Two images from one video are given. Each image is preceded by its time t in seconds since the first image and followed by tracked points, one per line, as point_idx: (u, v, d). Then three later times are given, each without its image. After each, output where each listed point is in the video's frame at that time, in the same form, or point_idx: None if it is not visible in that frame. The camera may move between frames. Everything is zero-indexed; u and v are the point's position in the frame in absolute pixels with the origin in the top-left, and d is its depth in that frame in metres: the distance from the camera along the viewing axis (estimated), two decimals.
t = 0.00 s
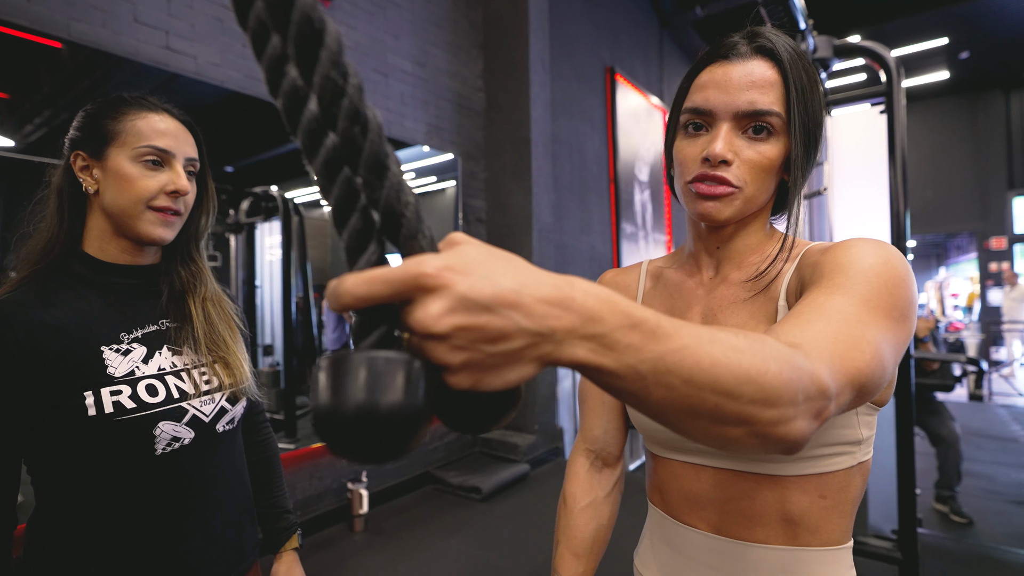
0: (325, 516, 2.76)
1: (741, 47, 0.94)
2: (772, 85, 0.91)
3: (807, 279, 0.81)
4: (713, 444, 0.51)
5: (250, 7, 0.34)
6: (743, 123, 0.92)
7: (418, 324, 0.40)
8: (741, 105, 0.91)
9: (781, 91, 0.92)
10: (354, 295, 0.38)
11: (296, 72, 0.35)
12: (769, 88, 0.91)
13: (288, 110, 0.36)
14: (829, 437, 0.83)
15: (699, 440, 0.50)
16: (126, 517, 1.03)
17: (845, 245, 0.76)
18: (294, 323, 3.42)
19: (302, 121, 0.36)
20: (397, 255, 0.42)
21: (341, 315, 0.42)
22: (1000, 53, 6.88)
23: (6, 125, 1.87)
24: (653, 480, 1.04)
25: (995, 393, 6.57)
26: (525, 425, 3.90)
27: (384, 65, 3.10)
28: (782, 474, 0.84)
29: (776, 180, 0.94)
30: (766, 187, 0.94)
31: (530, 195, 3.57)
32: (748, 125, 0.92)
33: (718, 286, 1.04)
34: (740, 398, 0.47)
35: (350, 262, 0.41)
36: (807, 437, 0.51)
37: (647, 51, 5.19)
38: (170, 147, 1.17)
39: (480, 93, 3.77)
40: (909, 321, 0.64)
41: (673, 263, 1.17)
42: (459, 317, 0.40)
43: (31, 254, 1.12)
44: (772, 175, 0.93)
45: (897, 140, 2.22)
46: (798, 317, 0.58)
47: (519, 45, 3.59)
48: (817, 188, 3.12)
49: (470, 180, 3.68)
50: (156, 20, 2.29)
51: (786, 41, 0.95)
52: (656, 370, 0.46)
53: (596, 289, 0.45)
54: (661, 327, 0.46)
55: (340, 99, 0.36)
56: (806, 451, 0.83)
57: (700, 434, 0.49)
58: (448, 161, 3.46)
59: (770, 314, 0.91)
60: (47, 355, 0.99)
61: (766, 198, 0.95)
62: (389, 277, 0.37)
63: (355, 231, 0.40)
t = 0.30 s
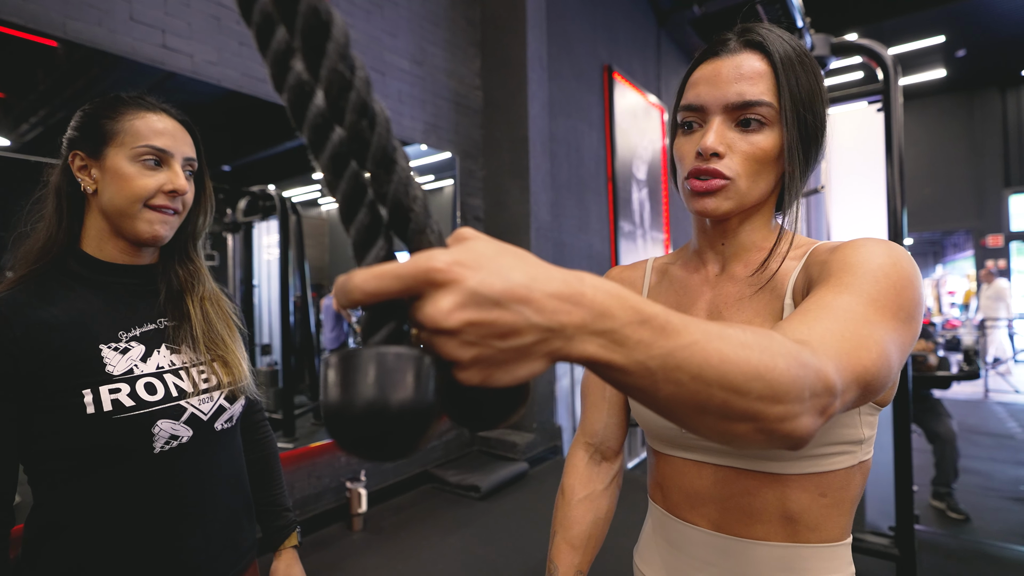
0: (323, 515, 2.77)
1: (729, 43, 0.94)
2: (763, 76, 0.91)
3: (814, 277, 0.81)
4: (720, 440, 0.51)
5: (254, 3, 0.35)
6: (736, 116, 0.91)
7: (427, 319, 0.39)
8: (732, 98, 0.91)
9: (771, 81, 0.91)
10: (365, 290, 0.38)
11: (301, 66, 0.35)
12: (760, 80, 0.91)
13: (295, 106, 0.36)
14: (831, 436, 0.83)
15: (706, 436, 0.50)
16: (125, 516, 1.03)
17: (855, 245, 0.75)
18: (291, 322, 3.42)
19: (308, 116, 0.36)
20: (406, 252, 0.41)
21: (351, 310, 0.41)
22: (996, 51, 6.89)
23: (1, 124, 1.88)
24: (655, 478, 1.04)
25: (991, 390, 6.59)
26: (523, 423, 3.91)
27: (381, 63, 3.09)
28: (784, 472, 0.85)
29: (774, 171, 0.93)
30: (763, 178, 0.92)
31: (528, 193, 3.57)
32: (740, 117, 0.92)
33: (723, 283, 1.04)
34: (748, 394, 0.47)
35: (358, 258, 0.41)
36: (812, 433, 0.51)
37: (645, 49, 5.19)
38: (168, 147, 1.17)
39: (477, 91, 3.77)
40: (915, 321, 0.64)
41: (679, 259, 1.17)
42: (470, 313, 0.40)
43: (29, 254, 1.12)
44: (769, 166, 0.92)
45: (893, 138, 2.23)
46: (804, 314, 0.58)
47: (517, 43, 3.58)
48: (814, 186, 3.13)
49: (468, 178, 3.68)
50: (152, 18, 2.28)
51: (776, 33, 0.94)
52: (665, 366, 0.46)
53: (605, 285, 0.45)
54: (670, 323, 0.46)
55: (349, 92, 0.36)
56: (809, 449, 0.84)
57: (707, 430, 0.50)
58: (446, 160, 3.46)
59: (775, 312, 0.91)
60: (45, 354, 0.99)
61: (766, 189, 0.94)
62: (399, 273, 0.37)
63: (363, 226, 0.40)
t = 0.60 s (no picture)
0: (323, 516, 2.77)
1: (721, 44, 0.95)
2: (755, 72, 0.91)
3: (818, 276, 0.80)
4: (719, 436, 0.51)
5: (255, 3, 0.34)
6: (730, 113, 0.92)
7: (426, 318, 0.40)
8: (725, 95, 0.91)
9: (764, 76, 0.91)
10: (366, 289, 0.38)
11: (302, 67, 0.35)
12: (752, 76, 0.91)
13: (296, 107, 0.36)
14: (829, 435, 0.83)
15: (705, 432, 0.50)
16: (124, 517, 1.03)
17: (858, 245, 0.75)
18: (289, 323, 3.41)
19: (310, 116, 0.36)
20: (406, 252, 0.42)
21: (350, 309, 0.42)
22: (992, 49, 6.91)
23: None
24: (653, 474, 1.05)
25: (989, 388, 6.61)
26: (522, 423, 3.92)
27: (379, 63, 3.09)
28: (782, 470, 0.85)
29: (771, 167, 0.93)
30: (761, 174, 0.92)
31: (526, 192, 3.57)
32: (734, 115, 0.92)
33: (727, 280, 1.04)
34: (748, 391, 0.47)
35: (360, 258, 0.41)
36: (811, 429, 0.51)
37: (642, 47, 5.19)
38: (169, 148, 1.16)
39: (475, 90, 3.77)
40: (917, 321, 0.64)
41: (684, 255, 1.17)
42: (470, 312, 0.40)
43: (29, 255, 1.11)
44: (766, 161, 0.92)
45: (890, 135, 2.24)
46: (805, 311, 0.59)
47: (514, 42, 3.58)
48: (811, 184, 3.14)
49: (466, 178, 3.68)
50: (148, 18, 2.27)
51: (767, 31, 0.94)
52: (664, 364, 0.46)
53: (607, 284, 0.45)
54: (669, 321, 0.46)
55: (348, 93, 0.36)
56: (807, 448, 0.84)
57: (706, 426, 0.50)
58: (443, 159, 3.45)
59: (777, 309, 0.90)
60: (45, 355, 0.99)
61: (765, 184, 0.94)
62: (399, 273, 0.37)
63: (364, 226, 0.40)
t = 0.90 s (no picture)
0: (322, 518, 2.77)
1: (722, 46, 0.95)
2: (757, 73, 0.91)
3: (821, 277, 0.81)
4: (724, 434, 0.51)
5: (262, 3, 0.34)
6: (734, 114, 0.92)
7: (438, 314, 0.40)
8: (728, 96, 0.91)
9: (766, 77, 0.91)
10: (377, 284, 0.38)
11: (310, 65, 0.35)
12: (755, 77, 0.91)
13: (303, 105, 0.36)
14: (830, 435, 0.83)
15: (710, 429, 0.50)
16: (125, 520, 1.02)
17: (861, 246, 0.75)
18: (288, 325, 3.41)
19: (317, 114, 0.36)
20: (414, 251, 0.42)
21: (361, 305, 0.42)
22: (987, 51, 6.93)
23: None
24: (655, 474, 1.05)
25: (987, 387, 6.62)
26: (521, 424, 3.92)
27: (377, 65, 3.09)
28: (783, 470, 0.85)
29: (776, 166, 0.93)
30: (766, 173, 0.92)
31: (524, 194, 3.58)
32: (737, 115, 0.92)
33: (731, 281, 1.04)
34: (754, 387, 0.47)
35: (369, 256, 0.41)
36: (815, 426, 0.51)
37: (640, 49, 5.21)
38: (171, 151, 1.16)
39: (473, 92, 3.77)
40: (919, 322, 0.65)
41: (688, 256, 1.18)
42: (481, 307, 0.40)
43: (29, 257, 1.11)
44: (771, 160, 0.92)
45: (887, 136, 2.25)
46: (808, 310, 0.59)
47: (512, 44, 3.58)
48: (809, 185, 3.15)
49: (465, 180, 3.68)
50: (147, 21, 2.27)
51: (767, 33, 0.95)
52: (672, 360, 0.46)
53: (617, 281, 0.45)
54: (676, 317, 0.46)
55: (357, 90, 0.36)
56: (807, 447, 0.84)
57: (712, 423, 0.50)
58: (442, 161, 3.46)
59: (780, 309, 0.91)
60: (45, 357, 0.98)
61: (770, 183, 0.94)
62: (410, 269, 0.38)
63: (373, 224, 0.40)
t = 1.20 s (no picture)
0: (328, 520, 2.77)
1: (725, 52, 0.96)
2: (761, 78, 0.91)
3: (827, 277, 0.80)
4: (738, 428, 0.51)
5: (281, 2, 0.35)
6: (739, 117, 0.92)
7: (461, 306, 0.40)
8: (732, 100, 0.91)
9: (770, 82, 0.91)
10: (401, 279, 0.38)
11: (330, 62, 0.36)
12: (759, 82, 0.91)
13: (322, 104, 0.37)
14: (839, 434, 0.83)
15: (725, 423, 0.50)
16: (131, 522, 1.03)
17: (868, 244, 0.75)
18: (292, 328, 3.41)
19: (337, 111, 0.37)
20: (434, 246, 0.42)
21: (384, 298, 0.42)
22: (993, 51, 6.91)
23: (5, 132, 1.91)
24: (663, 474, 1.04)
25: (997, 391, 6.54)
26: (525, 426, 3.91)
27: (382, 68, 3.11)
28: (792, 469, 0.84)
29: (780, 169, 0.92)
30: (770, 175, 0.92)
31: (528, 196, 3.58)
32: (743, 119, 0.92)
33: (738, 281, 1.04)
34: (768, 380, 0.47)
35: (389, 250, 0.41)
36: (829, 421, 0.51)
37: (644, 52, 5.22)
38: (179, 155, 1.17)
39: (477, 95, 3.78)
40: (928, 321, 0.64)
41: (693, 259, 1.18)
42: (504, 299, 0.40)
43: (39, 260, 1.12)
44: (775, 163, 0.92)
45: (892, 137, 2.25)
46: (817, 307, 0.58)
47: (516, 46, 3.59)
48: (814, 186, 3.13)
49: (468, 182, 3.69)
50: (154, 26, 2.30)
51: (771, 38, 0.95)
52: (690, 353, 0.46)
53: (634, 276, 0.45)
54: (693, 311, 0.46)
55: (377, 87, 0.36)
56: (816, 447, 0.83)
57: (727, 417, 0.49)
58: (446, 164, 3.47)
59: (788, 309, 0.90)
60: (53, 360, 0.99)
61: (774, 185, 0.93)
62: (433, 262, 0.38)
63: (393, 219, 0.40)
